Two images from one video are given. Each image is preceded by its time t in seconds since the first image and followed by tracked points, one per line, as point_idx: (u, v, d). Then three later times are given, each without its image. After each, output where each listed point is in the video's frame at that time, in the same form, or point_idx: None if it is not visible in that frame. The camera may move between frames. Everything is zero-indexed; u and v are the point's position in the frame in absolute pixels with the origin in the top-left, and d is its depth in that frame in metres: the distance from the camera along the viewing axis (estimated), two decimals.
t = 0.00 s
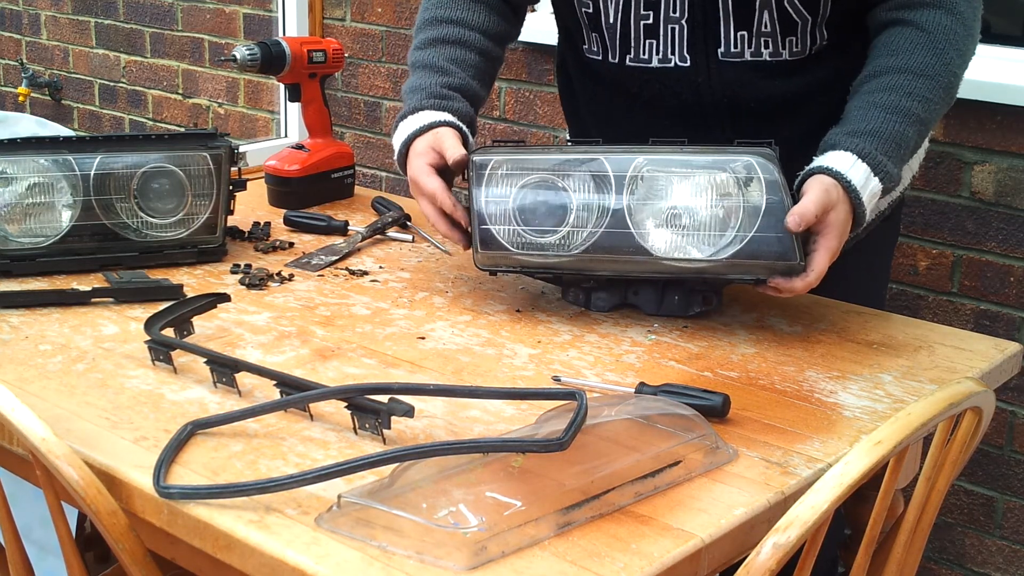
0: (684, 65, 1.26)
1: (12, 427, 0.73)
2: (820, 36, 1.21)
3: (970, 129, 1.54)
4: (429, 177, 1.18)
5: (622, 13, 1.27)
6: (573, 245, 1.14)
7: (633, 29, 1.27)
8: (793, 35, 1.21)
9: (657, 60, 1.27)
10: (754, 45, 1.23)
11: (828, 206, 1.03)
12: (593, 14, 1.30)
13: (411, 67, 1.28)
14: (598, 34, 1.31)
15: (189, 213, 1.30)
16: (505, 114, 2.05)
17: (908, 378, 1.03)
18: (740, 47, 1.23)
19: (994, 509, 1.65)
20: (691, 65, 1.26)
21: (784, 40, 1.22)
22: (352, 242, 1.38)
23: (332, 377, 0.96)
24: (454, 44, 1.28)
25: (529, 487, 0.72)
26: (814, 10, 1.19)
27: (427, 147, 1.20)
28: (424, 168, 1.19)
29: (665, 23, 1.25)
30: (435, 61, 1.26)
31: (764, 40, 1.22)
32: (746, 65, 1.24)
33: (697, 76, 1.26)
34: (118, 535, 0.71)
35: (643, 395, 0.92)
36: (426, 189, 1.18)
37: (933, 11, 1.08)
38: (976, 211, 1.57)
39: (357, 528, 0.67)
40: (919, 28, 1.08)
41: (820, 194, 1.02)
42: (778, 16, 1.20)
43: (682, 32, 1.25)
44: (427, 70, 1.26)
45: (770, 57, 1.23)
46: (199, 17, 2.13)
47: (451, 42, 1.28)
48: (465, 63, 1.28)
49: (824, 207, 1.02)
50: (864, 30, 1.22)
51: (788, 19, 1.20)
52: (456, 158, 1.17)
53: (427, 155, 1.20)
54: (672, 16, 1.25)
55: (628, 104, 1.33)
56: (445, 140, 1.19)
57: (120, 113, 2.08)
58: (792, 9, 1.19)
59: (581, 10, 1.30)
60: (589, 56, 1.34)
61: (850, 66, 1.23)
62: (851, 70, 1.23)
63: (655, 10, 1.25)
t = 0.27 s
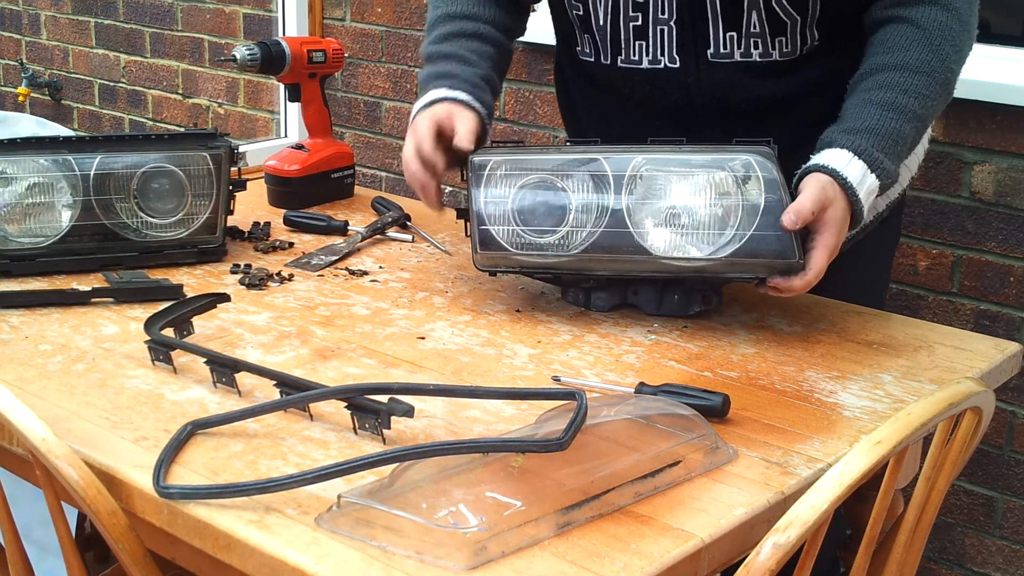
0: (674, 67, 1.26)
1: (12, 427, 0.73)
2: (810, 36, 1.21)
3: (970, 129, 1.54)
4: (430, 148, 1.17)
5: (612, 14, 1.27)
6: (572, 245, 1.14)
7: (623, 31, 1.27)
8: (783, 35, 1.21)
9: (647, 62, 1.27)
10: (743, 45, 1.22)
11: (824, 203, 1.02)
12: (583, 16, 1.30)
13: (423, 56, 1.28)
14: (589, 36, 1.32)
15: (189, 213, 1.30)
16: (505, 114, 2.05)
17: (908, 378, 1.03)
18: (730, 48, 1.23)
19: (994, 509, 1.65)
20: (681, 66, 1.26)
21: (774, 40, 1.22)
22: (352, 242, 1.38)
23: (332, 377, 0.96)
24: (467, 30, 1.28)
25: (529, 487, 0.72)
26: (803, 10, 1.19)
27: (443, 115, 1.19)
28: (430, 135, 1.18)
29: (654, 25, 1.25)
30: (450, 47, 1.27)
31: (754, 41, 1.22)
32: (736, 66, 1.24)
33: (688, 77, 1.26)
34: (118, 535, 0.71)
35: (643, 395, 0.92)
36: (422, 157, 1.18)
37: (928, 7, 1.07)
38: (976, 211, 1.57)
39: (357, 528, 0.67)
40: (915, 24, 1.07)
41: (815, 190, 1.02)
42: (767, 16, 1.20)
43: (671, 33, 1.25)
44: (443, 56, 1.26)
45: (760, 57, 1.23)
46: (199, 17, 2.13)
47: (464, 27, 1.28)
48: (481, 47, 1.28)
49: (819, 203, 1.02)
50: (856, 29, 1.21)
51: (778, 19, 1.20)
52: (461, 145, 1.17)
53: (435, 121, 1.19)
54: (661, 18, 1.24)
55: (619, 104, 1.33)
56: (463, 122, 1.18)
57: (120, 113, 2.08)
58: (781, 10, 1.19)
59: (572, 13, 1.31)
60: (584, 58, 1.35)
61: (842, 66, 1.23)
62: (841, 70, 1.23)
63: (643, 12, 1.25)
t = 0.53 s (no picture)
0: (672, 62, 1.27)
1: (12, 427, 0.73)
2: (809, 32, 1.21)
3: (970, 129, 1.54)
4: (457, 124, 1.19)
5: (610, 10, 1.28)
6: (572, 245, 1.14)
7: (621, 26, 1.28)
8: (781, 31, 1.21)
9: (645, 56, 1.28)
10: (741, 41, 1.22)
11: (823, 198, 1.02)
12: (582, 11, 1.31)
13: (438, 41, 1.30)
14: (588, 31, 1.32)
15: (189, 213, 1.30)
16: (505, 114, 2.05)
17: (908, 378, 1.03)
18: (728, 43, 1.23)
19: (994, 509, 1.65)
20: (679, 61, 1.26)
21: (771, 35, 1.21)
22: (352, 242, 1.38)
23: (332, 377, 0.96)
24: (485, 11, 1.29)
25: (529, 487, 0.72)
26: (801, 6, 1.18)
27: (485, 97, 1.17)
28: (461, 110, 1.18)
29: (652, 19, 1.26)
30: (464, 29, 1.28)
31: (751, 36, 1.22)
32: (734, 61, 1.24)
33: (686, 72, 1.26)
34: (117, 535, 0.71)
35: (643, 395, 0.91)
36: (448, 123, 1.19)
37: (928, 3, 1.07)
38: (976, 211, 1.57)
39: (357, 528, 0.67)
40: (914, 19, 1.07)
41: (814, 186, 1.02)
42: (765, 12, 1.20)
43: (669, 28, 1.25)
44: (457, 38, 1.27)
45: (758, 53, 1.23)
46: (199, 17, 2.13)
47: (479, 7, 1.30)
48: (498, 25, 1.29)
49: (819, 199, 1.02)
50: (856, 27, 1.21)
51: (775, 15, 1.20)
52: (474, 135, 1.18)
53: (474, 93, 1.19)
54: (658, 13, 1.25)
55: (618, 100, 1.33)
56: (497, 112, 1.16)
57: (120, 113, 2.08)
58: (779, 5, 1.19)
59: (571, 9, 1.31)
60: (582, 54, 1.36)
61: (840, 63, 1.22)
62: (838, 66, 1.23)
63: (641, 7, 1.26)
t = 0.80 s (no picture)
0: (673, 55, 1.26)
1: (12, 427, 0.73)
2: (810, 29, 1.21)
3: (970, 129, 1.54)
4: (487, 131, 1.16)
5: (612, 3, 1.28)
6: (572, 245, 1.14)
7: (622, 18, 1.28)
8: (782, 26, 1.21)
9: (646, 49, 1.27)
10: (742, 35, 1.23)
11: (824, 196, 1.03)
12: (584, 4, 1.31)
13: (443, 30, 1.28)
14: (589, 24, 1.32)
15: (189, 213, 1.30)
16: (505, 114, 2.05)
17: (908, 378, 1.03)
18: (729, 37, 1.23)
19: (994, 509, 1.65)
20: (679, 54, 1.26)
21: (773, 31, 1.22)
22: (352, 242, 1.38)
23: (332, 377, 0.96)
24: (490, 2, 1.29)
25: (529, 487, 0.72)
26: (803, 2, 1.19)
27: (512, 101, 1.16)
28: (493, 118, 1.15)
29: (654, 12, 1.25)
30: (472, 19, 1.27)
31: (753, 31, 1.22)
32: (735, 55, 1.24)
33: (686, 65, 1.26)
34: (117, 535, 0.71)
35: (643, 395, 0.91)
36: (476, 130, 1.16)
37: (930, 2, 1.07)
38: (976, 211, 1.57)
39: (357, 528, 0.67)
40: (916, 18, 1.07)
41: (814, 183, 1.03)
42: (767, 7, 1.20)
43: (670, 21, 1.25)
44: (466, 27, 1.26)
45: (759, 47, 1.23)
46: (199, 17, 2.13)
47: None
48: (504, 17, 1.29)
49: (819, 196, 1.02)
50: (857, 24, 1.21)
51: (778, 10, 1.20)
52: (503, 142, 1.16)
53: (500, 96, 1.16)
54: (661, 6, 1.25)
55: (619, 93, 1.34)
56: (523, 114, 1.15)
57: (120, 113, 2.08)
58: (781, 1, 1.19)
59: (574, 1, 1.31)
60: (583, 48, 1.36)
61: (840, 59, 1.22)
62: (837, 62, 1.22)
63: None
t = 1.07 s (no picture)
0: (671, 60, 1.26)
1: (12, 427, 0.73)
2: (807, 34, 1.22)
3: (970, 129, 1.54)
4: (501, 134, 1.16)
5: (610, 7, 1.28)
6: (571, 245, 1.14)
7: (621, 24, 1.28)
8: (780, 31, 1.21)
9: (644, 55, 1.28)
10: (741, 41, 1.23)
11: (821, 193, 1.03)
12: (582, 10, 1.30)
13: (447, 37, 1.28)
14: (587, 30, 1.32)
15: (189, 213, 1.30)
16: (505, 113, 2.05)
17: (908, 378, 1.03)
18: (727, 43, 1.24)
19: (994, 509, 1.64)
20: (678, 60, 1.26)
21: (770, 36, 1.22)
22: (352, 242, 1.38)
23: (332, 377, 0.96)
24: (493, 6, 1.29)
25: (529, 487, 0.72)
26: (800, 6, 1.19)
27: (524, 103, 1.16)
28: (507, 121, 1.15)
29: (652, 18, 1.26)
30: (478, 23, 1.26)
31: (751, 36, 1.22)
32: (733, 61, 1.24)
33: (684, 70, 1.26)
34: (117, 535, 0.71)
35: (643, 395, 0.91)
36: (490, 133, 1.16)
37: (928, 5, 1.08)
38: (976, 212, 1.57)
39: (358, 528, 0.67)
40: (913, 20, 1.08)
41: (811, 180, 1.03)
42: (764, 12, 1.20)
43: (668, 27, 1.25)
44: (472, 33, 1.26)
45: (757, 53, 1.23)
46: (199, 17, 2.13)
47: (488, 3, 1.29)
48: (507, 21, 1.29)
49: (816, 193, 1.03)
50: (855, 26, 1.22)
51: (775, 15, 1.20)
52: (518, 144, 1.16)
53: (512, 99, 1.16)
54: (659, 11, 1.25)
55: (617, 98, 1.33)
56: (534, 116, 1.15)
57: (120, 113, 2.08)
58: (778, 7, 1.19)
59: (571, 6, 1.31)
60: (580, 53, 1.35)
61: (838, 59, 1.22)
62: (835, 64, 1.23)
63: (641, 6, 1.26)
